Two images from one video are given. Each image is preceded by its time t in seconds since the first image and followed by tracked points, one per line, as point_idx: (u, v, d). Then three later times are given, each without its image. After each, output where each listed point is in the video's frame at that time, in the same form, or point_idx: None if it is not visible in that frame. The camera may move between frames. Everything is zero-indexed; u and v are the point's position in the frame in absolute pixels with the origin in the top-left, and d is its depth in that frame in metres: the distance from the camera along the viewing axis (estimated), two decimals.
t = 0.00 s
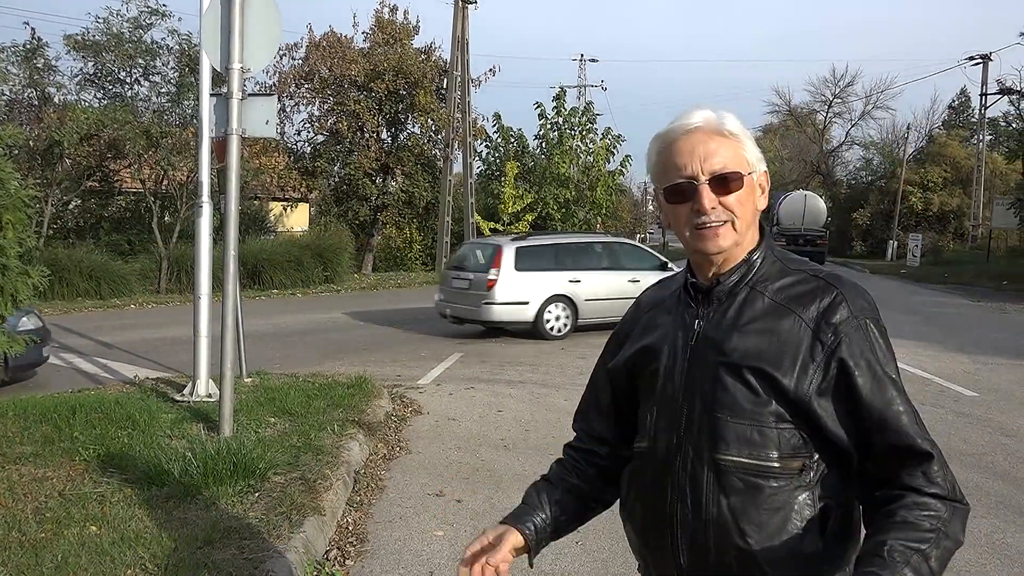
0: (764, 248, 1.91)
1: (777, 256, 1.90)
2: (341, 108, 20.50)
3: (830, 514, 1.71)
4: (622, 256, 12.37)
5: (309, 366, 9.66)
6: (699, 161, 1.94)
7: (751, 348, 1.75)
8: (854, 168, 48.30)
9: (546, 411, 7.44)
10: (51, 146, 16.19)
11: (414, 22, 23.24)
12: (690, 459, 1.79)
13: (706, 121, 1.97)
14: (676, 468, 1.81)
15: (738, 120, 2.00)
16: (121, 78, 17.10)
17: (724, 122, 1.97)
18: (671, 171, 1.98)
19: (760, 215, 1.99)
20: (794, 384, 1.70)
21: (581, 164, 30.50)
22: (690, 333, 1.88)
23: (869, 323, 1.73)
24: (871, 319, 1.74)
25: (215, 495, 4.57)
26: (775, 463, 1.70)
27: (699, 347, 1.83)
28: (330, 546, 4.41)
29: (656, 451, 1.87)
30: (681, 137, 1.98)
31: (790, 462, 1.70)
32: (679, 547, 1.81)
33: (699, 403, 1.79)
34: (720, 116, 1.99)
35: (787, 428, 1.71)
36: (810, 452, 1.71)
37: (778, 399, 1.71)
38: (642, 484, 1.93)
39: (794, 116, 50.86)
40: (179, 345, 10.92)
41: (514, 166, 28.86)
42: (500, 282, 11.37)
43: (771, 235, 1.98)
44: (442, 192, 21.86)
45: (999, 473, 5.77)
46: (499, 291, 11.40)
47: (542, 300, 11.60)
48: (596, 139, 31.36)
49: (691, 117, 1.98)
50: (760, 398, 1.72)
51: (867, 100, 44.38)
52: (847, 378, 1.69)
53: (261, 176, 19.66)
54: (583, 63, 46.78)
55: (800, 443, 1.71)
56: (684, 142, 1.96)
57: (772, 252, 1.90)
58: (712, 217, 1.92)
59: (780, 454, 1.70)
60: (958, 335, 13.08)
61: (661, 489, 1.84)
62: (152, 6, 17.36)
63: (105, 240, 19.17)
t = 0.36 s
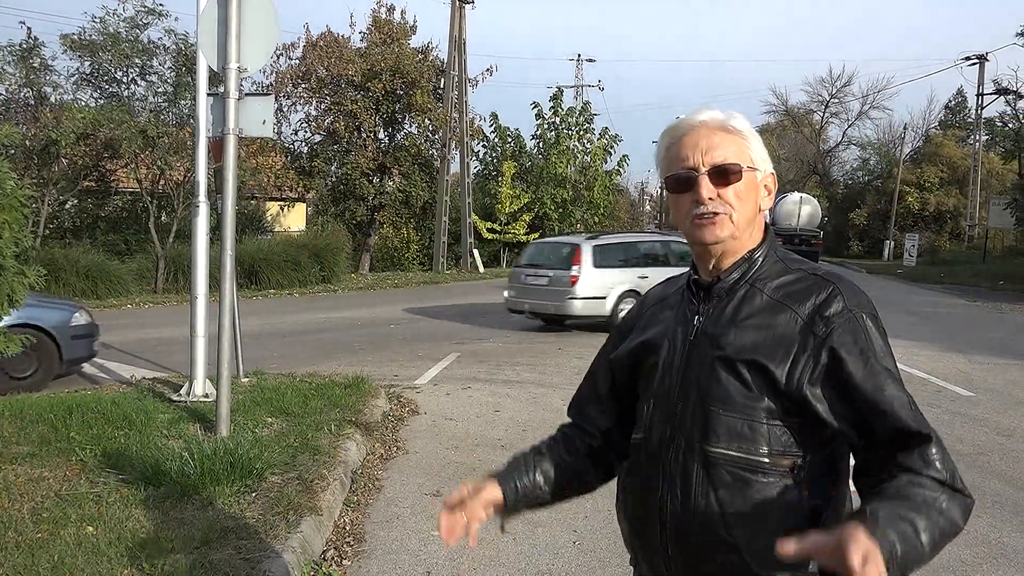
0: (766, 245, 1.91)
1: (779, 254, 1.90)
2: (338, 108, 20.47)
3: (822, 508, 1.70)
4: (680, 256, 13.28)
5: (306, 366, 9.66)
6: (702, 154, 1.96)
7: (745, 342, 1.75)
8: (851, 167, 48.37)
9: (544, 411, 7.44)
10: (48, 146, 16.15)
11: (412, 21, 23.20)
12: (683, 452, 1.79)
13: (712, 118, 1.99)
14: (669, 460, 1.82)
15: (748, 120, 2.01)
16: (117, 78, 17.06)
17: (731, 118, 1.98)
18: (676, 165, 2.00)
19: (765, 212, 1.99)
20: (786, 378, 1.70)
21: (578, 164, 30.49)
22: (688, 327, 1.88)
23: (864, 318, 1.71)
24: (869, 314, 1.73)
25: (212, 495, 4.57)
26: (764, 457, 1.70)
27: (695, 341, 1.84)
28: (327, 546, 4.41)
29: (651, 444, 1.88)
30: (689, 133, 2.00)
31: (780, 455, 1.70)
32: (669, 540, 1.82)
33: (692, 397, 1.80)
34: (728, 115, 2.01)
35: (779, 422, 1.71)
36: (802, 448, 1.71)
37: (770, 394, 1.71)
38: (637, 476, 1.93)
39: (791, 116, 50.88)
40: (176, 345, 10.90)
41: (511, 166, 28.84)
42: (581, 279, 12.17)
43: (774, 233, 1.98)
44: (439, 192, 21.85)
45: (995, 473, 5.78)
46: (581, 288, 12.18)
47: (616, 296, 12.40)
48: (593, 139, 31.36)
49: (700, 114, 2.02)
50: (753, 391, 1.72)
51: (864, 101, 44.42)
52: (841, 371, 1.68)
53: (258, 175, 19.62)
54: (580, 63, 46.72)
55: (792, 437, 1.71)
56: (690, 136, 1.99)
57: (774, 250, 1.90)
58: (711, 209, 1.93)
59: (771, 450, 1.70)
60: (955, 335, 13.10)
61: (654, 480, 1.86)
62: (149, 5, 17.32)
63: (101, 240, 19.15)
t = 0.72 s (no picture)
0: (761, 246, 1.91)
1: (774, 254, 1.91)
2: (336, 108, 20.45)
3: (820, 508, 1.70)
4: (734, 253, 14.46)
5: (304, 366, 9.65)
6: (699, 155, 1.95)
7: (741, 344, 1.75)
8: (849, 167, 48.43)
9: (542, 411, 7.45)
10: (45, 146, 16.09)
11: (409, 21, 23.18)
12: (681, 453, 1.79)
13: (706, 121, 1.99)
14: (666, 461, 1.82)
15: (744, 121, 2.01)
16: (115, 77, 17.03)
17: (727, 119, 1.98)
18: (671, 167, 2.00)
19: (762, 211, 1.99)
20: (782, 378, 1.70)
21: (577, 164, 30.49)
22: (685, 329, 1.88)
23: (861, 316, 1.71)
24: (864, 312, 1.72)
25: (210, 495, 4.57)
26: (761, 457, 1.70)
27: (691, 342, 1.84)
28: (326, 546, 4.40)
29: (648, 446, 1.89)
30: (683, 134, 1.99)
31: (777, 456, 1.70)
32: (669, 542, 1.83)
33: (689, 398, 1.80)
34: (723, 116, 2.00)
35: (776, 423, 1.71)
36: (801, 447, 1.71)
37: (767, 394, 1.71)
38: (635, 478, 1.94)
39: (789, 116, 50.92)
40: (174, 345, 10.88)
41: (509, 166, 28.83)
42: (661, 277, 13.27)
43: (769, 233, 1.99)
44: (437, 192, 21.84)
45: (992, 472, 5.79)
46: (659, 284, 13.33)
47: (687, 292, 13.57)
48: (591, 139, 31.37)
49: (696, 115, 2.01)
50: (748, 392, 1.72)
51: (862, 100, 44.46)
52: (838, 369, 1.68)
53: (256, 175, 19.61)
54: (578, 63, 46.71)
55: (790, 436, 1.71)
56: (685, 138, 1.98)
57: (769, 250, 1.90)
58: (707, 211, 1.93)
59: (769, 451, 1.71)
60: (953, 335, 13.11)
61: (652, 482, 1.86)
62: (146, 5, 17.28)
63: (99, 240, 19.16)
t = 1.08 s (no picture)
0: (754, 248, 1.91)
1: (768, 256, 1.91)
2: (335, 107, 20.45)
3: (818, 511, 1.71)
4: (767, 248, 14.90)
5: (303, 366, 9.64)
6: (687, 161, 1.94)
7: (739, 347, 1.75)
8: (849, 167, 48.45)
9: (541, 410, 7.44)
10: (44, 146, 16.12)
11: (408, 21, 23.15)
12: (682, 458, 1.79)
13: (694, 125, 1.97)
14: (668, 466, 1.82)
15: (731, 123, 1.99)
16: (114, 77, 17.03)
17: (714, 123, 1.96)
18: (661, 173, 1.99)
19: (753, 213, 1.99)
20: (781, 383, 1.70)
21: (576, 164, 30.49)
22: (684, 333, 1.87)
23: (857, 323, 1.72)
24: (859, 320, 1.73)
25: (209, 495, 4.56)
26: (763, 462, 1.70)
27: (690, 346, 1.84)
28: (325, 545, 4.40)
29: (648, 451, 1.88)
30: (672, 137, 1.98)
31: (779, 460, 1.70)
32: (671, 547, 1.82)
33: (689, 403, 1.79)
34: (710, 118, 1.98)
35: (776, 427, 1.71)
36: (800, 451, 1.72)
37: (766, 399, 1.71)
38: (634, 481, 1.93)
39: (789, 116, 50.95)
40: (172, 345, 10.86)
41: (508, 165, 28.81)
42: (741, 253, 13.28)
43: (761, 234, 1.99)
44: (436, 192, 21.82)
45: (991, 471, 5.79)
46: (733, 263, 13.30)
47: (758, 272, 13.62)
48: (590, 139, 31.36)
49: (683, 118, 1.99)
50: (749, 397, 1.72)
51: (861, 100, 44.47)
52: (835, 376, 1.69)
53: (255, 175, 19.60)
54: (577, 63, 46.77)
55: (789, 441, 1.71)
56: (673, 143, 1.96)
57: (763, 254, 1.90)
58: (698, 217, 1.92)
59: (770, 452, 1.71)
60: (952, 335, 13.10)
61: (653, 487, 1.86)
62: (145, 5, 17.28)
63: (98, 240, 19.17)
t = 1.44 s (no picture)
0: (759, 247, 1.91)
1: (773, 255, 1.91)
2: (335, 107, 20.43)
3: (818, 512, 1.71)
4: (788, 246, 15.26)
5: (302, 366, 9.63)
6: (695, 158, 1.94)
7: (741, 346, 1.75)
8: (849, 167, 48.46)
9: (541, 411, 7.44)
10: (44, 146, 16.12)
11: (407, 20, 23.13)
12: (683, 455, 1.79)
13: (703, 123, 1.97)
14: (668, 463, 1.82)
15: (741, 122, 1.99)
16: (114, 76, 17.04)
17: (723, 122, 1.96)
18: (669, 170, 1.99)
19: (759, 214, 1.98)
20: (781, 381, 1.70)
21: (576, 164, 30.49)
22: (687, 330, 1.87)
23: (861, 323, 1.72)
24: (862, 320, 1.73)
25: (209, 495, 4.56)
26: (761, 460, 1.70)
27: (692, 343, 1.84)
28: (324, 546, 4.40)
29: (651, 447, 1.88)
30: (680, 135, 1.98)
31: (778, 458, 1.70)
32: (670, 543, 1.82)
33: (691, 400, 1.80)
34: (719, 118, 1.99)
35: (776, 425, 1.71)
36: (800, 450, 1.72)
37: (766, 396, 1.71)
38: (635, 478, 1.93)
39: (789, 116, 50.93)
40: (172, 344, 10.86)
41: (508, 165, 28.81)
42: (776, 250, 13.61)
43: (767, 235, 1.98)
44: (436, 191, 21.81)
45: (991, 471, 5.80)
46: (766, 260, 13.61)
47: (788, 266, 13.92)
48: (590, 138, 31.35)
49: (693, 116, 2.00)
50: (749, 394, 1.72)
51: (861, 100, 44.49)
52: (836, 376, 1.69)
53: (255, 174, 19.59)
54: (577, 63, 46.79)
55: (790, 440, 1.71)
56: (682, 140, 1.97)
57: (768, 253, 1.90)
58: (704, 214, 1.92)
59: (770, 451, 1.71)
60: (952, 334, 13.11)
61: (654, 484, 1.86)
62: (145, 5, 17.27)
63: (98, 239, 19.16)
